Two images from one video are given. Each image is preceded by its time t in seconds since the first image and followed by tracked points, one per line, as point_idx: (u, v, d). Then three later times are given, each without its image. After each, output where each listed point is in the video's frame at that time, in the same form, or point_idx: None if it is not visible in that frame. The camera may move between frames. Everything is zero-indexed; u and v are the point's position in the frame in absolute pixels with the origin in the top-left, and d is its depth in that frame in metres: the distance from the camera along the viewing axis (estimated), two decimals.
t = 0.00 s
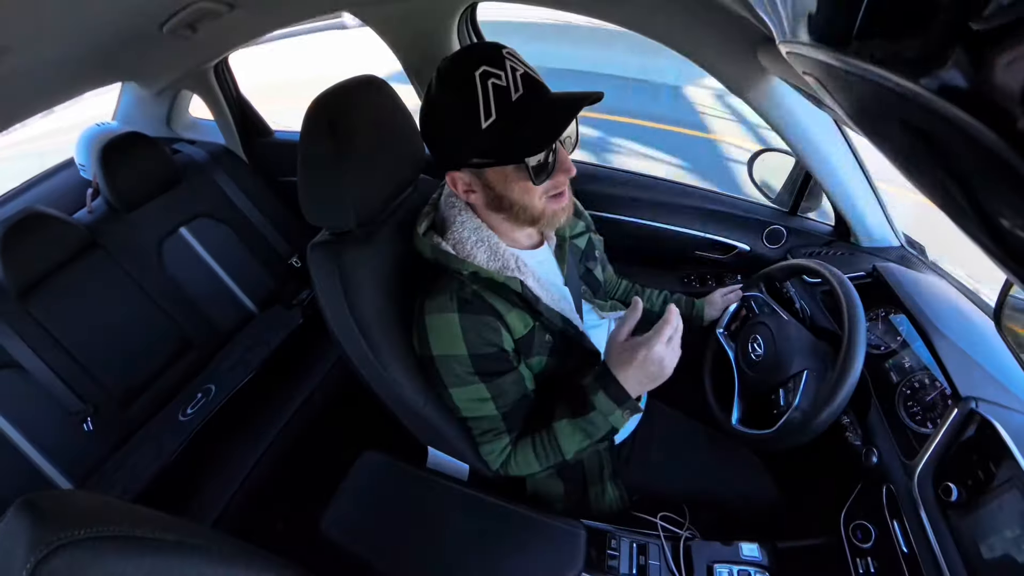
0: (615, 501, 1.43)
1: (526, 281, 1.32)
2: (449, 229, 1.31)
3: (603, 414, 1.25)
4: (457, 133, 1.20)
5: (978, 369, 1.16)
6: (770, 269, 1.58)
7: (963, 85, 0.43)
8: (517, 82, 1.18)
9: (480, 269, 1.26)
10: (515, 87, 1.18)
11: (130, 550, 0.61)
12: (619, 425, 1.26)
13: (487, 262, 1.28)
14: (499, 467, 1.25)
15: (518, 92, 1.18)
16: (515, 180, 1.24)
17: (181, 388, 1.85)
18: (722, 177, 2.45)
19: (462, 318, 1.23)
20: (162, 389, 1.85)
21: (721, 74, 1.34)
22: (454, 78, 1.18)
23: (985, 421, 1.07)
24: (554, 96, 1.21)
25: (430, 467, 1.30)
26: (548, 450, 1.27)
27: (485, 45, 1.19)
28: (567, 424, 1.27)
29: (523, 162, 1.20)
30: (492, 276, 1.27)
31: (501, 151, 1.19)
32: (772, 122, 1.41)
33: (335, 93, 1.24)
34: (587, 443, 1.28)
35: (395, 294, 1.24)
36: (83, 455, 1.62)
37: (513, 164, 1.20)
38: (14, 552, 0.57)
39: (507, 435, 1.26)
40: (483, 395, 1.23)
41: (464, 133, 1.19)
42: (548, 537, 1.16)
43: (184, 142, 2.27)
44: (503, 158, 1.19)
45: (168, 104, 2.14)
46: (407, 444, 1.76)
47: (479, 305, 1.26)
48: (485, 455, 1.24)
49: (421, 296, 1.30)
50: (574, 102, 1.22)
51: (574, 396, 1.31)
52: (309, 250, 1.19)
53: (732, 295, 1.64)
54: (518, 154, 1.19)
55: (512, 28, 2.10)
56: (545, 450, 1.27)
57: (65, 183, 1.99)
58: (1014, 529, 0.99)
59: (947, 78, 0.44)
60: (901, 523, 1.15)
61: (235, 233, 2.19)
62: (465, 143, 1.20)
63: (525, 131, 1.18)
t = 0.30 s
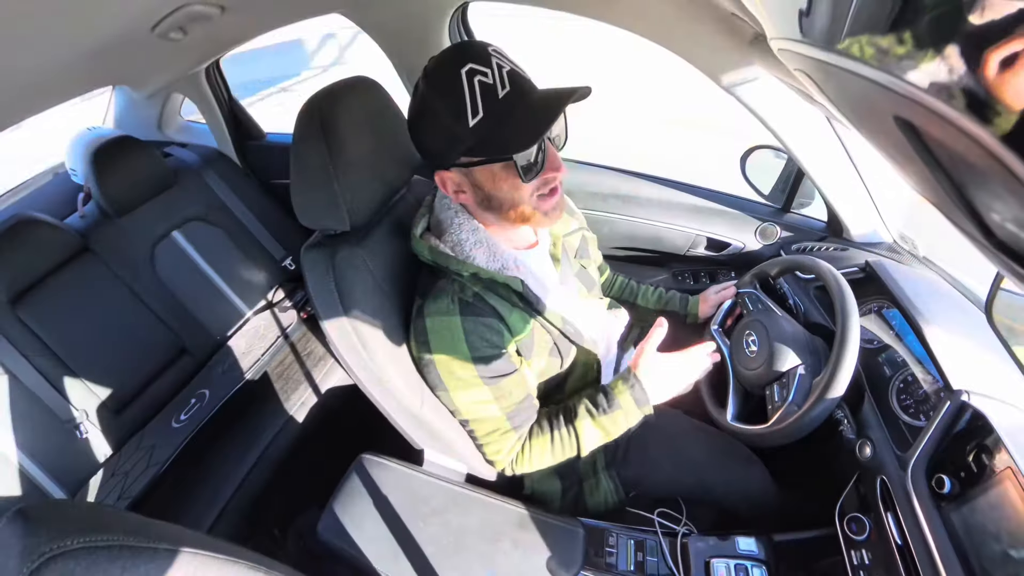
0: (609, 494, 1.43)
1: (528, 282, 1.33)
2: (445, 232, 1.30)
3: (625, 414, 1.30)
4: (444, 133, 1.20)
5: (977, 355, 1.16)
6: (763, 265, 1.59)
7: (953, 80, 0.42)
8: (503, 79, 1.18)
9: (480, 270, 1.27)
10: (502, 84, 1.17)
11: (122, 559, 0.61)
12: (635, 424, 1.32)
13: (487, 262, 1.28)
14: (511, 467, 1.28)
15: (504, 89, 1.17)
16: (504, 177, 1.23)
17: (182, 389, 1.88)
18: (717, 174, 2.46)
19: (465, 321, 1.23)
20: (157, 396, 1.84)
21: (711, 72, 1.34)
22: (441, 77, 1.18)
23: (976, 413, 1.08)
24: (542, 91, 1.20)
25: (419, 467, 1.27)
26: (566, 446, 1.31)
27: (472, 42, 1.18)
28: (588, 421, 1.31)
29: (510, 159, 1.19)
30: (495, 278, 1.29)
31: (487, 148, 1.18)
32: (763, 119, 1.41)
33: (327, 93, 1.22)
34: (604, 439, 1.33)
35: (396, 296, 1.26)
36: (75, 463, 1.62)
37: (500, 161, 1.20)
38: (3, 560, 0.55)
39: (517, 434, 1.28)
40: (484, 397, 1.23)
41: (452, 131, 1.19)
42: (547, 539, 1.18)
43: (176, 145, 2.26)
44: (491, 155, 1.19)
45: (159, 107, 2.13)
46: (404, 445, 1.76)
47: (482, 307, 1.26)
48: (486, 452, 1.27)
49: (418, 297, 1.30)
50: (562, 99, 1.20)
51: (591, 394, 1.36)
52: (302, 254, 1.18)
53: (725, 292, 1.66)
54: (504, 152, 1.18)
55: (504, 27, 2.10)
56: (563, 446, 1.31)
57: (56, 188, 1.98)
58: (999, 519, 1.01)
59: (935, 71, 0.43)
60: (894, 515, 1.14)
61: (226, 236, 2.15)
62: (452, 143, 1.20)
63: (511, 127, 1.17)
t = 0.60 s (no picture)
0: (603, 494, 1.43)
1: (522, 278, 1.33)
2: (440, 231, 1.30)
3: (619, 404, 1.30)
4: (440, 133, 1.20)
5: (969, 350, 1.17)
6: (757, 262, 1.60)
7: (943, 75, 0.42)
8: (499, 80, 1.19)
9: (476, 269, 1.27)
10: (497, 85, 1.19)
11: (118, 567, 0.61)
12: (628, 416, 1.32)
13: (482, 260, 1.29)
14: (507, 466, 1.27)
15: (500, 90, 1.19)
16: (499, 177, 1.23)
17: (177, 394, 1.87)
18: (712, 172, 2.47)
19: (462, 320, 1.24)
20: (152, 402, 1.83)
21: (703, 70, 1.34)
22: (436, 76, 1.18)
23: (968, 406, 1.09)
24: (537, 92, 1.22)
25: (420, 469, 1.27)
26: (562, 441, 1.31)
27: (466, 42, 1.19)
28: (581, 415, 1.31)
29: (507, 158, 1.20)
30: (491, 275, 1.29)
31: (484, 147, 1.19)
32: (755, 114, 1.42)
33: (321, 94, 1.22)
34: (599, 433, 1.32)
35: (392, 297, 1.26)
36: (69, 470, 1.62)
37: (497, 161, 1.20)
38: None
39: (511, 434, 1.27)
40: (482, 396, 1.23)
41: (447, 131, 1.19)
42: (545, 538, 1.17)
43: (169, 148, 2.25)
44: (487, 154, 1.19)
45: (151, 110, 2.12)
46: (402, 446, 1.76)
47: (479, 305, 1.27)
48: (482, 452, 1.26)
49: (416, 298, 1.31)
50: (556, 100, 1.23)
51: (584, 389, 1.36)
52: (297, 256, 1.18)
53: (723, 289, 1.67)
54: (501, 151, 1.19)
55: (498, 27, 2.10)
56: (558, 443, 1.31)
57: (47, 192, 1.98)
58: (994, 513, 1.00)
59: (923, 67, 0.43)
60: (890, 507, 1.15)
61: (223, 239, 2.16)
62: (448, 143, 1.20)
63: (509, 127, 1.19)
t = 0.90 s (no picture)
0: (596, 484, 1.46)
1: (515, 278, 1.33)
2: (432, 231, 1.30)
3: (612, 406, 1.29)
4: (448, 122, 1.18)
5: (960, 345, 1.16)
6: (751, 257, 1.60)
7: (937, 68, 0.42)
8: (512, 77, 1.20)
9: (468, 269, 1.27)
10: (511, 82, 1.19)
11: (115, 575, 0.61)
12: (621, 418, 1.31)
13: (474, 261, 1.28)
14: (503, 468, 1.28)
15: (513, 87, 1.20)
16: (501, 173, 1.25)
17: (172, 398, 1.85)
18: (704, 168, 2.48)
19: (455, 320, 1.23)
20: (147, 407, 1.82)
21: (695, 66, 1.34)
22: (450, 64, 1.16)
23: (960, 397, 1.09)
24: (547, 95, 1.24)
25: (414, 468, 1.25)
26: (555, 444, 1.31)
27: (483, 35, 1.19)
28: (575, 417, 1.30)
29: (514, 155, 1.22)
30: (483, 275, 1.28)
31: (492, 142, 1.19)
32: (746, 109, 1.42)
33: (312, 94, 1.22)
34: (593, 434, 1.32)
35: (386, 297, 1.26)
36: (62, 478, 1.58)
37: (502, 156, 1.21)
38: None
39: (507, 434, 1.28)
40: (477, 396, 1.23)
41: (455, 120, 1.18)
42: (543, 534, 1.17)
43: (160, 151, 2.24)
44: (493, 149, 1.20)
45: (141, 113, 2.11)
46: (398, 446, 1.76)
47: (471, 305, 1.26)
48: (479, 452, 1.26)
49: (408, 298, 1.30)
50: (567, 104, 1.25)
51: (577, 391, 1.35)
52: (290, 258, 1.18)
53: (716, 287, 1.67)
54: (510, 148, 1.20)
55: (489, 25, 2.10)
56: (552, 445, 1.31)
57: (37, 197, 1.96)
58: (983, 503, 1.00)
59: (917, 60, 0.43)
60: (883, 498, 1.16)
61: (214, 242, 2.13)
62: (455, 132, 1.19)
63: (517, 125, 1.20)
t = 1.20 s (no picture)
0: (596, 483, 1.46)
1: (511, 279, 1.33)
2: (427, 231, 1.30)
3: (620, 413, 1.33)
4: (450, 110, 1.18)
5: (952, 338, 1.17)
6: (744, 253, 1.60)
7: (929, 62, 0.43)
8: (516, 70, 1.21)
9: (464, 270, 1.27)
10: (514, 73, 1.20)
11: None
12: (626, 422, 1.35)
13: (470, 261, 1.28)
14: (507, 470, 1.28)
15: (515, 78, 1.20)
16: (503, 164, 1.24)
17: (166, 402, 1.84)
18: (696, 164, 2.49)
19: (451, 321, 1.23)
20: (141, 412, 1.81)
21: (686, 62, 1.34)
22: (453, 55, 1.17)
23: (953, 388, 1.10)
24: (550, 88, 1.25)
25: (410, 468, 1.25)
26: (560, 443, 1.32)
27: (486, 31, 1.21)
28: (582, 420, 1.32)
29: (517, 142, 1.21)
30: (479, 277, 1.28)
31: (495, 128, 1.19)
32: (739, 105, 1.42)
33: (304, 95, 1.21)
34: (597, 437, 1.35)
35: (380, 298, 1.25)
36: (56, 486, 1.57)
37: (503, 143, 1.21)
38: None
39: (506, 434, 1.28)
40: (474, 397, 1.23)
41: (458, 109, 1.18)
42: (541, 533, 1.17)
43: (151, 154, 2.22)
44: (496, 135, 1.19)
45: (132, 116, 2.10)
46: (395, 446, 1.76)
47: (467, 306, 1.26)
48: (478, 451, 1.26)
49: (402, 298, 1.29)
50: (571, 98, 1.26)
51: (585, 393, 1.37)
52: (284, 260, 1.17)
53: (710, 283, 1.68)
54: (513, 134, 1.20)
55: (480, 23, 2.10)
56: (556, 444, 1.32)
57: (27, 202, 1.95)
58: (978, 492, 1.00)
59: (909, 56, 0.44)
60: (877, 490, 1.16)
61: (207, 245, 2.13)
62: (457, 120, 1.19)
63: (521, 112, 1.20)
